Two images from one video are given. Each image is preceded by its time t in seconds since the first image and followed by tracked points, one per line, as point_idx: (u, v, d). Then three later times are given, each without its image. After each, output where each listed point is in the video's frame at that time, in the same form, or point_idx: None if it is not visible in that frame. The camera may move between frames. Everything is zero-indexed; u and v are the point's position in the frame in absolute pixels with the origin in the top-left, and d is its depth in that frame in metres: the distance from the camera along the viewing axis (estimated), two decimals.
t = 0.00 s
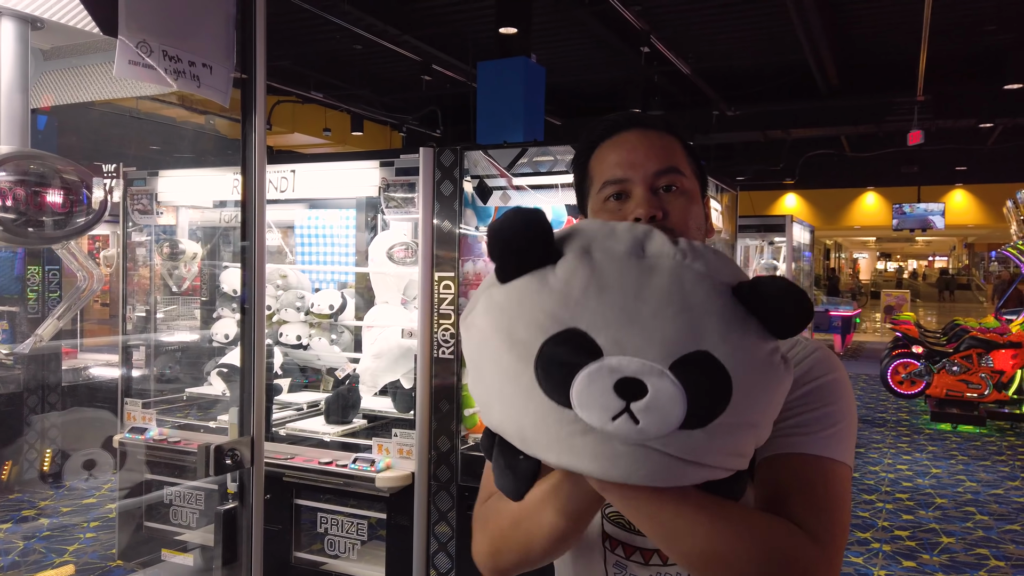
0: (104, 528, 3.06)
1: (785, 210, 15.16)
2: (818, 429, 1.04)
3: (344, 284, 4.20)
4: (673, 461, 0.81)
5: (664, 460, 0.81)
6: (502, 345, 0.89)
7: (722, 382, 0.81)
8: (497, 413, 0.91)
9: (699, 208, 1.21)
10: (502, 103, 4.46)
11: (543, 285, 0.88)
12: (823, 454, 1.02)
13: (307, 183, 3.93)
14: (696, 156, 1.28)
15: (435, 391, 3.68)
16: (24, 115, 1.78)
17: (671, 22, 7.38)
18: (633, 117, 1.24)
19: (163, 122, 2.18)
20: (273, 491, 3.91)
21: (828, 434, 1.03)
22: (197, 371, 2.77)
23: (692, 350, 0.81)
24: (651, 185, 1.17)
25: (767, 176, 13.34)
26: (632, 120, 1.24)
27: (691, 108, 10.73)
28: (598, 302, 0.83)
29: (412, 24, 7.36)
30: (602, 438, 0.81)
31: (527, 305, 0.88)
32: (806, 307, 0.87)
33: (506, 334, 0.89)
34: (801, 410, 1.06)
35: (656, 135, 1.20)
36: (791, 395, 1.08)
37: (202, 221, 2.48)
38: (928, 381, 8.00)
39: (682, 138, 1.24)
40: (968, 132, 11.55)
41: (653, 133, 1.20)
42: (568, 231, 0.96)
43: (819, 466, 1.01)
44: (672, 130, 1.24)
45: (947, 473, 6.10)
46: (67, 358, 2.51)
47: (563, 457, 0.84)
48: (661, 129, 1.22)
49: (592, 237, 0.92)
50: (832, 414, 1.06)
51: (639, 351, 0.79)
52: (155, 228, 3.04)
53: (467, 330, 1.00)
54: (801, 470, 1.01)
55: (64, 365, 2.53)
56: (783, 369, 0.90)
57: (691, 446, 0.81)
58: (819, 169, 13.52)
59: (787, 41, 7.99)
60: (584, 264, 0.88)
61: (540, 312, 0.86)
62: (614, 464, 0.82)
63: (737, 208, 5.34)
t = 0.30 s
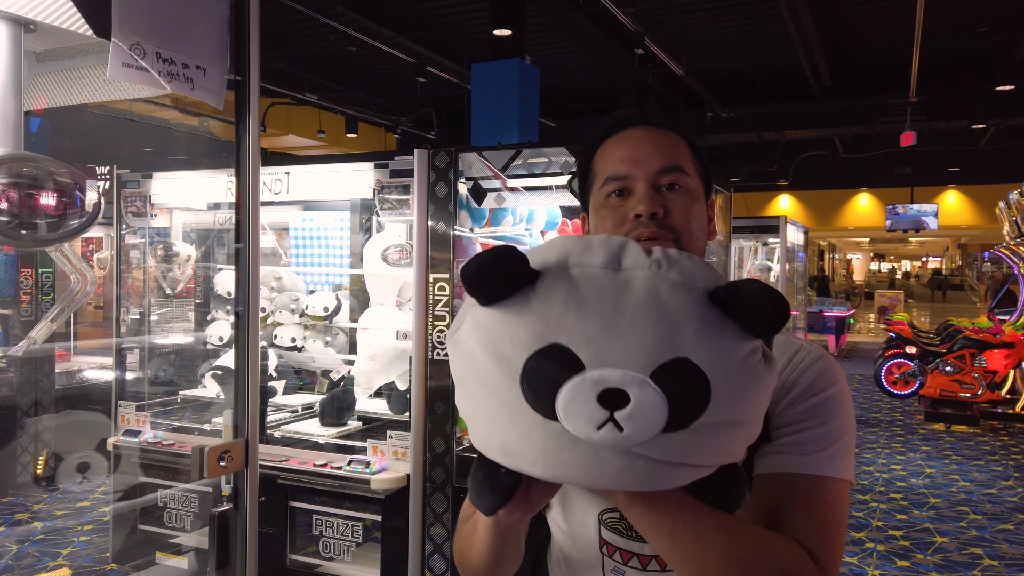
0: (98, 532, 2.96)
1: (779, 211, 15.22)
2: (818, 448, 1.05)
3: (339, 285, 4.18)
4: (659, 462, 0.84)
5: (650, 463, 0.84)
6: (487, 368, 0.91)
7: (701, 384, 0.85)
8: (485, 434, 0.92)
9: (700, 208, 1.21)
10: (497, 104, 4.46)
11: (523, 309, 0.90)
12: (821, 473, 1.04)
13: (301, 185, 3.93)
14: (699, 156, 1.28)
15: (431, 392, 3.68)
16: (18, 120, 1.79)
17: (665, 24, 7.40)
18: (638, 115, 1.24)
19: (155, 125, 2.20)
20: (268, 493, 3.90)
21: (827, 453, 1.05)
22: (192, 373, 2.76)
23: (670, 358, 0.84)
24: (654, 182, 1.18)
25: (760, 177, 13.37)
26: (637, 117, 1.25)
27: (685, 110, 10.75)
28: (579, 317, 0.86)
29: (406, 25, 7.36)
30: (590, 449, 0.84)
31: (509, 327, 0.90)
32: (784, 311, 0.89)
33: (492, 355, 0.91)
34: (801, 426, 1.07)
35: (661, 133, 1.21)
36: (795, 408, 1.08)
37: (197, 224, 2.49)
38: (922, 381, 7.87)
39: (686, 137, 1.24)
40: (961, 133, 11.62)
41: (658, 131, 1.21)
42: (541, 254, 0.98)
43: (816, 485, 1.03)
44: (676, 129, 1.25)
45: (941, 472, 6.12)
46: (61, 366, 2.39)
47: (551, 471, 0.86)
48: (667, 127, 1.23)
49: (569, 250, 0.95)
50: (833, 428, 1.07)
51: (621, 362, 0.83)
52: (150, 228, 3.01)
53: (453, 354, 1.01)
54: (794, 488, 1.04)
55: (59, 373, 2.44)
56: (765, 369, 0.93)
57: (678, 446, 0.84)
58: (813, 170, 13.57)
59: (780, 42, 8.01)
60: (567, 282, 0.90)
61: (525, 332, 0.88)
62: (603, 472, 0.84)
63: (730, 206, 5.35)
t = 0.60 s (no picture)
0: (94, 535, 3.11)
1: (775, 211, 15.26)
2: (815, 456, 1.03)
3: (335, 287, 4.20)
4: (657, 412, 0.84)
5: (649, 412, 0.84)
6: (491, 304, 0.91)
7: (706, 333, 0.85)
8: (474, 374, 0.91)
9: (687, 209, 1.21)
10: (493, 104, 4.45)
11: (533, 247, 0.91)
12: (815, 480, 1.03)
13: (297, 186, 3.92)
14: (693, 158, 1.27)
15: (427, 394, 3.68)
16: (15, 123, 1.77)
17: (660, 25, 7.41)
18: (629, 118, 1.25)
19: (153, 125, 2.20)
20: (264, 495, 3.90)
21: (826, 460, 1.04)
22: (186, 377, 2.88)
23: (672, 300, 0.84)
24: (640, 185, 1.18)
25: (756, 178, 13.40)
26: (629, 119, 1.25)
27: (681, 111, 10.76)
28: (588, 256, 0.87)
29: (402, 26, 7.36)
30: (591, 385, 0.85)
31: (518, 262, 0.90)
32: (784, 267, 0.90)
33: (495, 291, 0.91)
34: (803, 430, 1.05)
35: (650, 136, 1.21)
36: (795, 413, 1.06)
37: (193, 226, 2.52)
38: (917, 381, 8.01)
39: (677, 141, 1.24)
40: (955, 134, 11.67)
41: (647, 134, 1.21)
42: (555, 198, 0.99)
43: (805, 490, 1.03)
44: (669, 131, 1.24)
45: (937, 472, 6.14)
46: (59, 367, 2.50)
47: (547, 411, 0.87)
48: (658, 130, 1.23)
49: (580, 199, 0.95)
50: (831, 434, 1.05)
51: (625, 300, 0.84)
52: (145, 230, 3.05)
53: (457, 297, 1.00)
54: (786, 492, 1.04)
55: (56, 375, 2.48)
56: (766, 326, 0.92)
57: (678, 395, 0.84)
58: (808, 171, 13.60)
59: (776, 43, 8.03)
60: (576, 223, 0.91)
61: (533, 269, 0.89)
62: (600, 412, 0.85)
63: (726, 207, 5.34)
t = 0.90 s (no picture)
0: (92, 535, 3.09)
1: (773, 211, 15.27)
2: (820, 438, 1.04)
3: (334, 287, 4.21)
4: (719, 399, 0.76)
5: (710, 400, 0.76)
6: (525, 307, 0.80)
7: (765, 310, 0.77)
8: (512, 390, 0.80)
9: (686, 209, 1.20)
10: (491, 104, 4.44)
11: (566, 239, 0.81)
12: (818, 463, 1.03)
13: (295, 187, 3.92)
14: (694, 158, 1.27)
15: (425, 393, 3.69)
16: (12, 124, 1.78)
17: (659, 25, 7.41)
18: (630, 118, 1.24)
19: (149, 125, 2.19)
20: (263, 495, 3.89)
21: (828, 444, 1.04)
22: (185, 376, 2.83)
23: (727, 277, 0.76)
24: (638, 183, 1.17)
25: (754, 177, 13.41)
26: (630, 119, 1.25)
27: (679, 111, 10.76)
28: (629, 241, 0.78)
29: (399, 27, 7.35)
30: (646, 382, 0.76)
31: (550, 256, 0.80)
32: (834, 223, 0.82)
33: (531, 291, 0.80)
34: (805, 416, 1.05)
35: (651, 136, 1.21)
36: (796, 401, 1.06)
37: (190, 227, 2.55)
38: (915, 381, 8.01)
39: (679, 143, 1.24)
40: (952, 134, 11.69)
41: (649, 133, 1.21)
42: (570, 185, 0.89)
43: (806, 473, 1.04)
44: (671, 133, 1.24)
45: (935, 472, 6.15)
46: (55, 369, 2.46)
47: (599, 413, 0.78)
48: (660, 131, 1.23)
49: (603, 181, 0.86)
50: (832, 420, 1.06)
51: (675, 285, 0.75)
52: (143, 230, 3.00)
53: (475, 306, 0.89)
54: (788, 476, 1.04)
55: (53, 375, 2.47)
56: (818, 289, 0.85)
57: (738, 380, 0.76)
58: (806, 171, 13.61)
59: (773, 43, 8.03)
60: (609, 207, 0.81)
61: (568, 262, 0.79)
62: (658, 407, 0.77)
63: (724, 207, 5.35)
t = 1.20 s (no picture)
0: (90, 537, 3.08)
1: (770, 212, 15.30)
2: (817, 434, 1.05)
3: (331, 287, 4.18)
4: (720, 458, 0.75)
5: (709, 457, 0.75)
6: (564, 310, 0.85)
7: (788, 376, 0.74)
8: (540, 382, 0.87)
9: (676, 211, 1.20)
10: (488, 105, 4.45)
11: (613, 256, 0.83)
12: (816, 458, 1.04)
13: (292, 188, 3.92)
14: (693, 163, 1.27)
15: (423, 395, 3.69)
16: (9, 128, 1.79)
17: (656, 25, 7.42)
18: (624, 121, 1.25)
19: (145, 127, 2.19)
20: (261, 496, 3.91)
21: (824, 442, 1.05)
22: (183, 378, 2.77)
23: (759, 342, 0.74)
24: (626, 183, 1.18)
25: (751, 177, 13.43)
26: (625, 122, 1.25)
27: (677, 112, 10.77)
28: (669, 273, 0.78)
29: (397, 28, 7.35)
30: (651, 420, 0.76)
31: (597, 271, 0.83)
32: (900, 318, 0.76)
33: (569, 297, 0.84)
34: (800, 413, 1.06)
35: (645, 137, 1.21)
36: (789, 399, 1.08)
37: (188, 228, 2.50)
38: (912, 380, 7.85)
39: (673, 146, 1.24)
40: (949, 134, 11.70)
41: (643, 135, 1.21)
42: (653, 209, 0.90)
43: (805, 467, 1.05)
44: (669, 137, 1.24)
45: (932, 471, 6.16)
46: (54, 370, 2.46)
47: (599, 439, 0.79)
48: (655, 134, 1.23)
49: (677, 212, 0.86)
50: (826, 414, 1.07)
51: (702, 332, 0.74)
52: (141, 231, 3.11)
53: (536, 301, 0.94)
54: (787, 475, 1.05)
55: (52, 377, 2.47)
56: (866, 385, 0.81)
57: (743, 443, 0.74)
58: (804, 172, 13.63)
59: (770, 44, 8.04)
60: (664, 237, 0.82)
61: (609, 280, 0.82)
62: (655, 448, 0.77)
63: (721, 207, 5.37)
